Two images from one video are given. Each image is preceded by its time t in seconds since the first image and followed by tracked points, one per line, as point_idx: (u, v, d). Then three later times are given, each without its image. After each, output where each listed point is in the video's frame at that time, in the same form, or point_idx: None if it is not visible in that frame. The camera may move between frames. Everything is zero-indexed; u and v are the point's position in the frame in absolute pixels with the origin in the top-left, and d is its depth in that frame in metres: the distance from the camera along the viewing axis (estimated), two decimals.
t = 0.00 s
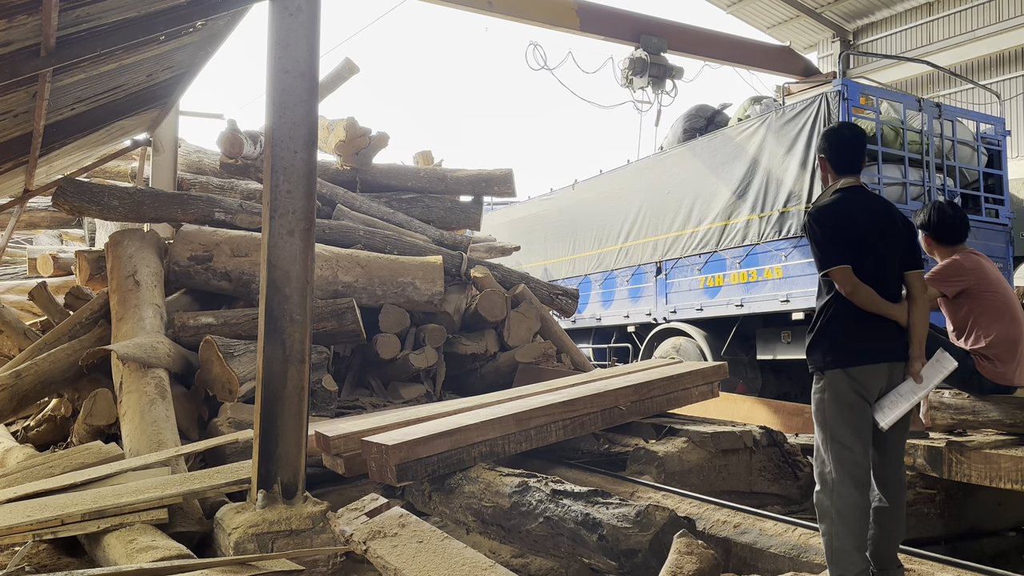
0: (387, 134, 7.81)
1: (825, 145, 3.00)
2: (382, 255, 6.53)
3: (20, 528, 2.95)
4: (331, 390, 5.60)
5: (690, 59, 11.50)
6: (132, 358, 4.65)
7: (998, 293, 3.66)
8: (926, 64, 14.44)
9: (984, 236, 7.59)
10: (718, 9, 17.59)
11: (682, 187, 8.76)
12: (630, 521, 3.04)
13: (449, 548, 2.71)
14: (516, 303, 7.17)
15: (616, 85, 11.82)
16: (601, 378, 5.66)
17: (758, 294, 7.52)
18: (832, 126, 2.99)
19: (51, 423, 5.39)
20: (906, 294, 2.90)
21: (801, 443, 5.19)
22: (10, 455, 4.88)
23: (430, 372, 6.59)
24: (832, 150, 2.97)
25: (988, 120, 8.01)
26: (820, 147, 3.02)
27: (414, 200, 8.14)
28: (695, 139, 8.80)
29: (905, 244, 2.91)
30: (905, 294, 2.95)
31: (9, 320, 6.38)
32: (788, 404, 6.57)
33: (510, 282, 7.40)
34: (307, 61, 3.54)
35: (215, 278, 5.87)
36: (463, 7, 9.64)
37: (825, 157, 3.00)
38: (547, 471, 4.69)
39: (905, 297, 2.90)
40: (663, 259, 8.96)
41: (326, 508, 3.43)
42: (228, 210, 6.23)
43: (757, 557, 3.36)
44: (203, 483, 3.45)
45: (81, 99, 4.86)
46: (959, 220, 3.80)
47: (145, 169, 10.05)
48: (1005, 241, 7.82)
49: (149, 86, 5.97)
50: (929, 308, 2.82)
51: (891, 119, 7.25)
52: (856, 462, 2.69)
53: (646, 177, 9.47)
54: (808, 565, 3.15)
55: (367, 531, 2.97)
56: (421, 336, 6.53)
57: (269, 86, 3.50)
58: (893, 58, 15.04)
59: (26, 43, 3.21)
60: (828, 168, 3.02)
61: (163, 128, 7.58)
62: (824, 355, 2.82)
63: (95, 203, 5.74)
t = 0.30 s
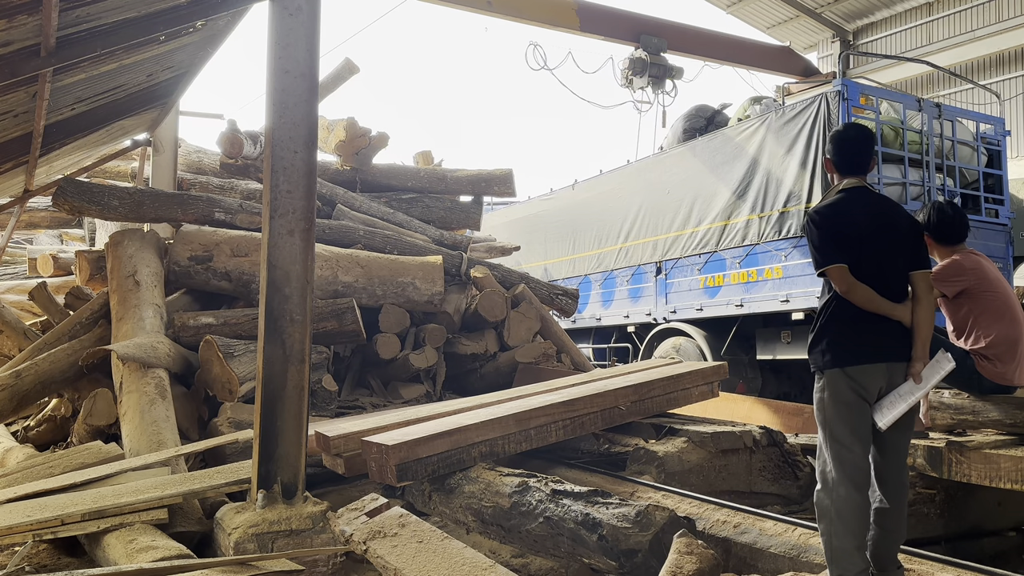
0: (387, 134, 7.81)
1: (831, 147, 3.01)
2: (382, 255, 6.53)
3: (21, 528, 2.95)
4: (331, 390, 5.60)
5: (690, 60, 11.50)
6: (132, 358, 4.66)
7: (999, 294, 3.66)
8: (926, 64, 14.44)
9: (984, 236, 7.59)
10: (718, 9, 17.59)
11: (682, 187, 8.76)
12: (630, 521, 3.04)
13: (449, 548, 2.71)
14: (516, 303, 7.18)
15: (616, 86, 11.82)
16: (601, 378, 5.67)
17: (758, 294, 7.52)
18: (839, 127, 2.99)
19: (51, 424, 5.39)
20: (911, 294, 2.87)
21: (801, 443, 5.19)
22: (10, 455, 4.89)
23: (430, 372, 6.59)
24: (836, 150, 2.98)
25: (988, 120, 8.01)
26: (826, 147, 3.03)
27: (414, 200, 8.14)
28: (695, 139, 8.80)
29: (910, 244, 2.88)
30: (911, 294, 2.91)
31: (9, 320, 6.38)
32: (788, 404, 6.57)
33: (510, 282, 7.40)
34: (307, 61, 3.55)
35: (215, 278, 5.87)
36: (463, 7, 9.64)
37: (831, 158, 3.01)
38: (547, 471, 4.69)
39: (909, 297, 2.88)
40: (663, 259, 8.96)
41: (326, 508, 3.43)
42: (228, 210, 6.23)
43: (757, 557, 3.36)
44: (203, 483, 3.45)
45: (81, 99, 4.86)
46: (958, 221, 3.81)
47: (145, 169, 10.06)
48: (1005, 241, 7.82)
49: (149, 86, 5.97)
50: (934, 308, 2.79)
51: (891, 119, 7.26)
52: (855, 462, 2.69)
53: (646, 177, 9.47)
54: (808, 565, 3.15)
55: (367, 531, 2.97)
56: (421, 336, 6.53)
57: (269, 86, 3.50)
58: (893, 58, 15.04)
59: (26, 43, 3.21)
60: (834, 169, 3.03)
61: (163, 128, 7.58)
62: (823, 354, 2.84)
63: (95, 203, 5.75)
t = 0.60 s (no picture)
0: (387, 134, 7.80)
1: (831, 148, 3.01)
2: (382, 255, 6.53)
3: (21, 528, 2.95)
4: (331, 390, 5.60)
5: (690, 60, 11.50)
6: (132, 358, 4.65)
7: (998, 293, 3.66)
8: (927, 64, 14.44)
9: (984, 236, 7.59)
10: (718, 9, 17.59)
11: (682, 187, 8.76)
12: (630, 521, 3.04)
13: (449, 548, 2.71)
14: (516, 303, 7.18)
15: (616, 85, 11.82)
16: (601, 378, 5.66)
17: (758, 294, 7.52)
18: (838, 128, 3.00)
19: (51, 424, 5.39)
20: (911, 294, 2.88)
21: (801, 443, 5.20)
22: (10, 455, 4.88)
23: (430, 372, 6.59)
24: (836, 151, 2.98)
25: (988, 120, 8.01)
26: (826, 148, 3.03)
27: (414, 200, 8.14)
28: (695, 139, 8.79)
29: (909, 244, 2.90)
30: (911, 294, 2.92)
31: (9, 320, 6.38)
32: (789, 404, 6.57)
33: (510, 282, 7.40)
34: (307, 61, 3.55)
35: (215, 278, 5.87)
36: (463, 7, 9.64)
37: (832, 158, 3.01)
38: (546, 471, 4.69)
39: (909, 297, 2.89)
40: (663, 259, 8.96)
41: (326, 508, 3.43)
42: (228, 210, 6.22)
43: (757, 557, 3.36)
44: (203, 483, 3.45)
45: (81, 99, 4.86)
46: (959, 220, 3.80)
47: (145, 169, 10.06)
48: (1005, 241, 7.82)
49: (149, 86, 5.97)
50: (935, 308, 2.80)
51: (891, 119, 7.26)
52: (856, 462, 2.69)
53: (646, 177, 9.47)
54: (808, 565, 3.15)
55: (367, 531, 2.97)
56: (421, 336, 6.53)
57: (269, 86, 3.50)
58: (893, 58, 15.04)
59: (26, 43, 3.20)
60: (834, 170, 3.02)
61: (163, 128, 7.58)
62: (827, 354, 2.82)
63: (95, 203, 5.75)
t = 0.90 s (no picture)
0: (387, 134, 7.80)
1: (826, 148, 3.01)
2: (382, 255, 6.54)
3: (21, 528, 2.95)
4: (331, 390, 5.60)
5: (690, 59, 11.50)
6: (132, 358, 4.66)
7: (998, 293, 3.66)
8: (926, 64, 14.44)
9: (984, 236, 7.59)
10: (718, 9, 17.59)
11: (682, 187, 8.76)
12: (630, 521, 3.04)
13: (449, 548, 2.71)
14: (516, 303, 7.18)
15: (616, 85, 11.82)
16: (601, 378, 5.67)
17: (758, 294, 7.52)
18: (836, 126, 2.99)
19: (51, 424, 5.38)
20: (908, 294, 2.88)
21: (801, 443, 5.20)
22: (10, 455, 4.88)
23: (430, 372, 6.59)
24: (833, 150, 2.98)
25: (988, 120, 8.01)
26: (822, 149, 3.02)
27: (414, 200, 8.14)
28: (695, 139, 8.79)
29: (907, 244, 2.90)
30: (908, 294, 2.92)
31: (9, 320, 6.38)
32: (789, 404, 6.57)
33: (510, 282, 7.40)
34: (307, 61, 3.55)
35: (215, 278, 5.87)
36: (463, 7, 9.64)
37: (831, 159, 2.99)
38: (546, 471, 4.69)
39: (907, 297, 2.89)
40: (663, 259, 8.96)
41: (326, 508, 3.43)
42: (228, 210, 6.22)
43: (757, 557, 3.36)
44: (203, 483, 3.45)
45: (81, 99, 4.86)
46: (959, 220, 3.80)
47: (145, 169, 10.06)
48: (1005, 241, 7.82)
49: (149, 86, 5.97)
50: (933, 308, 2.80)
51: (891, 119, 7.26)
52: (855, 462, 2.69)
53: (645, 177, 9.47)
54: (808, 565, 3.16)
55: (367, 531, 2.97)
56: (421, 336, 6.53)
57: (269, 86, 3.50)
58: (893, 58, 15.05)
59: (26, 43, 3.21)
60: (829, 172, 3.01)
61: (163, 128, 7.58)
62: (825, 354, 2.83)
63: (95, 203, 5.75)
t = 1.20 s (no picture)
0: (387, 134, 7.80)
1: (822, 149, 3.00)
2: (382, 255, 6.54)
3: (21, 528, 2.95)
4: (331, 390, 5.60)
5: (690, 59, 11.50)
6: (132, 358, 4.65)
7: (998, 293, 3.66)
8: (926, 64, 14.44)
9: (983, 236, 7.60)
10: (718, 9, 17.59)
11: (682, 187, 8.76)
12: (630, 521, 3.05)
13: (449, 548, 2.71)
14: (516, 303, 7.18)
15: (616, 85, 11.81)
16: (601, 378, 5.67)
17: (758, 294, 7.52)
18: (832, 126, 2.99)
19: (50, 424, 5.38)
20: (906, 294, 2.88)
21: (801, 443, 5.20)
22: (10, 455, 4.88)
23: (430, 372, 6.59)
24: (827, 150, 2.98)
25: (988, 120, 8.01)
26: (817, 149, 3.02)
27: (414, 200, 8.14)
28: (695, 139, 8.79)
29: (906, 244, 2.89)
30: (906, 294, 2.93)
31: (9, 320, 6.38)
32: (788, 404, 6.57)
33: (510, 282, 7.40)
34: (307, 61, 3.55)
35: (215, 278, 5.87)
36: (463, 7, 9.64)
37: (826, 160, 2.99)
38: (546, 471, 4.69)
39: (905, 297, 2.89)
40: (663, 259, 8.96)
41: (326, 508, 3.43)
42: (228, 210, 6.22)
43: (757, 557, 3.36)
44: (203, 483, 3.45)
45: (81, 99, 4.86)
46: (958, 220, 3.81)
47: (145, 169, 10.06)
48: (1005, 241, 7.82)
49: (150, 86, 5.98)
50: (931, 308, 2.80)
51: (890, 119, 7.26)
52: (855, 461, 2.69)
53: (645, 177, 9.47)
54: (808, 565, 3.15)
55: (367, 531, 2.97)
56: (421, 336, 6.53)
57: (269, 86, 3.50)
58: (893, 59, 15.05)
59: (26, 43, 3.20)
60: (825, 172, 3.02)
61: (163, 128, 7.58)
62: (823, 355, 2.83)
63: (95, 203, 5.76)
